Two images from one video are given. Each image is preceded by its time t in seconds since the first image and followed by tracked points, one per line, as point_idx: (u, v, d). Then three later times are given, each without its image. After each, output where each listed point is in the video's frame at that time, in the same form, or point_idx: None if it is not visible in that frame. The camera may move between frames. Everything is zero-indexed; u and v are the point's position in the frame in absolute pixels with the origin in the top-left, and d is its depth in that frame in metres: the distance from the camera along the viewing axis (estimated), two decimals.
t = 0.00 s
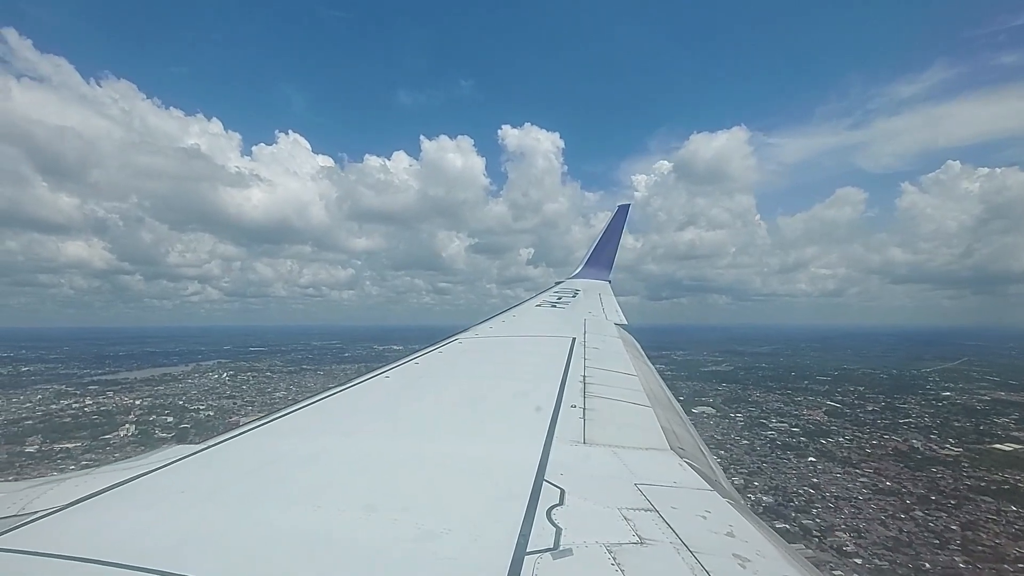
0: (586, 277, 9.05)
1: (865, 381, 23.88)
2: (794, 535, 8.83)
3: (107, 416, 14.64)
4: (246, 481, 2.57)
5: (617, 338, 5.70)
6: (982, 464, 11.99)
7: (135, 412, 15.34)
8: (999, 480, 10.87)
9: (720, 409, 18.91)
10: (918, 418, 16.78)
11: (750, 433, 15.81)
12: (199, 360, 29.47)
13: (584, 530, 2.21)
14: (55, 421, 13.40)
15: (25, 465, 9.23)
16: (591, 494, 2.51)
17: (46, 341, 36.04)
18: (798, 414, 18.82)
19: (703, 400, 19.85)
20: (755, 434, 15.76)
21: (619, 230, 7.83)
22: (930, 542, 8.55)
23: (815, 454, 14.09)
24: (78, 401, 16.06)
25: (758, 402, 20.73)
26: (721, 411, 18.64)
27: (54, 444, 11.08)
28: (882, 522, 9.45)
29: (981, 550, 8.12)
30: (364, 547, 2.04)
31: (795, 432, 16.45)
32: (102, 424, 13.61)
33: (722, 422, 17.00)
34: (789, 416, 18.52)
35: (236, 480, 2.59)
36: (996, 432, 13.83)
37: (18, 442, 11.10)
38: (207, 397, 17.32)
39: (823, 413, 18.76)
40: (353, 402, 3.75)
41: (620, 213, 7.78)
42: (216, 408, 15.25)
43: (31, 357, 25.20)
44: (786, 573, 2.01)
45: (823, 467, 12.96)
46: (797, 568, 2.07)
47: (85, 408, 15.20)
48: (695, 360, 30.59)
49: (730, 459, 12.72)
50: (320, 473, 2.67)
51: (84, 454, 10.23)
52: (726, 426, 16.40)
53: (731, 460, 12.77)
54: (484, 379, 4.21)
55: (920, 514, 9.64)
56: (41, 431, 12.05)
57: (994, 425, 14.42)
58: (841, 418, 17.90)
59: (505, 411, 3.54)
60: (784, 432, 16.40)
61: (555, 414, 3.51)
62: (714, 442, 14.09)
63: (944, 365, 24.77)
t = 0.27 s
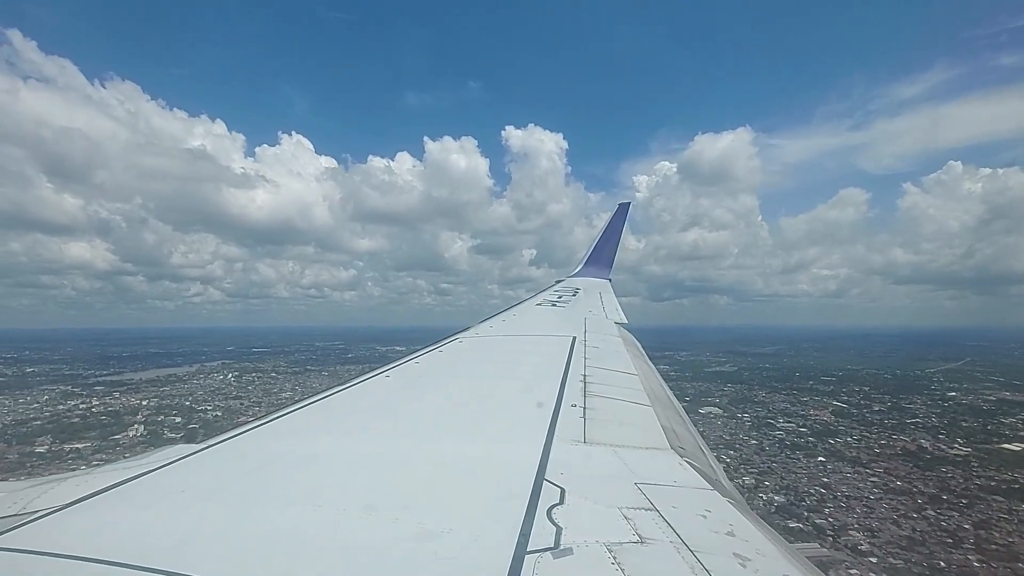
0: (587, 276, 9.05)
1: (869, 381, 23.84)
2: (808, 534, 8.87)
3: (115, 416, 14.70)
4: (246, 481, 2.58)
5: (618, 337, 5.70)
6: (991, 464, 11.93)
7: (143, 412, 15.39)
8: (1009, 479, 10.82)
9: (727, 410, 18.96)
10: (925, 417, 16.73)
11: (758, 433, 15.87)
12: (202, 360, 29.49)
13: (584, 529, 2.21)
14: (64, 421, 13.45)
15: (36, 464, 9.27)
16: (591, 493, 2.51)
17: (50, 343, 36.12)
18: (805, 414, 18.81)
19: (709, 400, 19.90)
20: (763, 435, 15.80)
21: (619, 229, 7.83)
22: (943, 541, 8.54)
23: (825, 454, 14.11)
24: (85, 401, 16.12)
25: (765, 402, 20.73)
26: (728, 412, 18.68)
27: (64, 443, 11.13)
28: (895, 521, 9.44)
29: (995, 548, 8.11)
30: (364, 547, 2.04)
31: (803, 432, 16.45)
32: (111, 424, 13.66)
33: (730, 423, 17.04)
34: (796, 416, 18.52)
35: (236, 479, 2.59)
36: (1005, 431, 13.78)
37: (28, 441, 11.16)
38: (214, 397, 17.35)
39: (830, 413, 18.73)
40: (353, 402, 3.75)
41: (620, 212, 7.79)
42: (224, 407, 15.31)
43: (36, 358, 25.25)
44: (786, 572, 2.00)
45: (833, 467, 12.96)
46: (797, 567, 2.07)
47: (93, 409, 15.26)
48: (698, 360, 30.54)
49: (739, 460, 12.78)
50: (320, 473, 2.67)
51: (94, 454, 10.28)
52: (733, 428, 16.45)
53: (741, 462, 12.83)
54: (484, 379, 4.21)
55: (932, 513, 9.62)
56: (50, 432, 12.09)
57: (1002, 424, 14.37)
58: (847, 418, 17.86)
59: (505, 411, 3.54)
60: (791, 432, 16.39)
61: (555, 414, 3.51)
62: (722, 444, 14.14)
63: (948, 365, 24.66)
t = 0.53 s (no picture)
0: (586, 277, 9.04)
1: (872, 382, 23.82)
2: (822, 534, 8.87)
3: (121, 417, 14.74)
4: (246, 481, 2.58)
5: (617, 337, 5.69)
6: (1000, 464, 11.89)
7: (149, 413, 15.43)
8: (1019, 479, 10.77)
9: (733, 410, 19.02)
10: (931, 418, 16.71)
11: (766, 434, 15.96)
12: (205, 362, 29.51)
13: (584, 529, 2.21)
14: (70, 422, 13.49)
15: (44, 465, 9.31)
16: (591, 494, 2.51)
17: (54, 344, 36.19)
18: (811, 415, 18.79)
19: (715, 401, 20.01)
20: (771, 436, 15.85)
21: (619, 230, 7.84)
22: (956, 541, 8.52)
23: (834, 454, 14.13)
24: (91, 403, 16.17)
25: (771, 403, 20.75)
26: (733, 412, 18.76)
27: (72, 445, 11.17)
28: (907, 521, 9.44)
29: (1007, 549, 8.09)
30: (364, 547, 2.04)
31: (810, 433, 16.46)
32: (118, 425, 13.71)
33: (736, 424, 17.11)
34: (802, 417, 18.53)
35: (236, 480, 2.59)
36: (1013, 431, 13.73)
37: (37, 442, 11.20)
38: (219, 397, 17.39)
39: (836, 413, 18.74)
40: (353, 402, 3.75)
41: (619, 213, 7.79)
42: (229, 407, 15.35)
43: (39, 360, 25.29)
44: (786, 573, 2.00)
45: (842, 467, 12.96)
46: (797, 567, 2.07)
47: (99, 410, 15.30)
48: (701, 362, 30.53)
49: (747, 462, 12.84)
50: (321, 473, 2.68)
51: (102, 455, 10.32)
52: (740, 428, 16.49)
53: (750, 463, 12.89)
54: (483, 379, 4.21)
55: (944, 514, 9.61)
56: (57, 434, 12.14)
57: (1010, 425, 14.32)
58: (853, 419, 17.81)
59: (504, 411, 3.54)
60: (798, 433, 16.38)
61: (555, 414, 3.51)
62: (729, 445, 14.20)
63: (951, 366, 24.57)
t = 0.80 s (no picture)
0: (587, 276, 9.04)
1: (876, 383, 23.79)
2: (835, 534, 8.97)
3: (129, 418, 14.79)
4: (244, 481, 2.58)
5: (617, 337, 5.70)
6: (1010, 466, 11.83)
7: (156, 414, 15.48)
8: None
9: (740, 411, 19.17)
10: (938, 418, 16.69)
11: (773, 435, 16.04)
12: (208, 364, 29.58)
13: (583, 528, 2.21)
14: (78, 424, 13.54)
15: (55, 466, 9.35)
16: (590, 493, 2.51)
17: (57, 346, 36.26)
18: (818, 415, 18.81)
19: (721, 403, 20.24)
20: (779, 436, 15.97)
21: (619, 229, 7.85)
22: (970, 539, 8.51)
23: (843, 454, 14.14)
24: (98, 404, 16.23)
25: (777, 404, 20.82)
26: (740, 413, 18.94)
27: (81, 446, 11.22)
28: (920, 521, 9.44)
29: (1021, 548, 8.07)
30: (363, 547, 2.04)
31: (817, 434, 16.47)
32: (127, 426, 13.77)
33: (744, 425, 17.27)
34: (809, 418, 18.55)
35: (234, 480, 2.59)
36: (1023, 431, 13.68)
37: (48, 444, 11.29)
38: (225, 398, 17.44)
39: (842, 414, 18.77)
40: (353, 402, 3.75)
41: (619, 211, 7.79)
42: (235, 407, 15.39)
43: (44, 362, 25.36)
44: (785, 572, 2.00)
45: (852, 467, 13.02)
46: (797, 566, 2.07)
47: (106, 412, 15.36)
48: (703, 363, 30.54)
49: (757, 463, 13.01)
50: (321, 472, 2.68)
51: (111, 455, 10.37)
52: (748, 429, 16.63)
53: (759, 463, 13.11)
54: (483, 378, 4.21)
55: (956, 513, 9.59)
56: (66, 435, 12.20)
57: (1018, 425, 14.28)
58: (860, 420, 17.79)
59: (504, 411, 3.53)
60: (805, 434, 16.38)
61: (555, 414, 3.51)
62: (738, 446, 14.39)
63: (955, 367, 24.51)
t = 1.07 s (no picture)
0: (586, 277, 9.04)
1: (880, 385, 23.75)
2: (847, 534, 8.97)
3: (135, 420, 14.80)
4: (244, 481, 2.58)
5: (617, 337, 5.69)
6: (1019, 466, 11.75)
7: (162, 416, 15.49)
8: None
9: (746, 413, 19.21)
10: (944, 418, 16.68)
11: (780, 436, 16.05)
12: (210, 366, 29.55)
13: (582, 529, 2.21)
14: (85, 425, 13.55)
15: (63, 467, 9.35)
16: (590, 493, 2.51)
17: (60, 348, 36.28)
18: (824, 416, 18.77)
19: (727, 404, 20.37)
20: (786, 437, 16.00)
21: (619, 230, 7.85)
22: (983, 539, 8.47)
23: (851, 455, 14.09)
24: (103, 406, 16.24)
25: (783, 405, 20.81)
26: (746, 414, 19.00)
27: (89, 447, 11.23)
28: (932, 521, 9.40)
29: None
30: (362, 547, 2.04)
31: (824, 434, 16.42)
32: (133, 427, 13.80)
33: (750, 426, 17.33)
34: (815, 419, 18.51)
35: (233, 480, 2.59)
36: None
37: (56, 446, 11.31)
38: (229, 399, 17.44)
39: (848, 415, 18.76)
40: (353, 402, 3.76)
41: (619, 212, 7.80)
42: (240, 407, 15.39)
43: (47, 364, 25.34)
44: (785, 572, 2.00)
45: (861, 467, 13.00)
46: (797, 567, 2.07)
47: (112, 413, 15.36)
48: (706, 365, 30.49)
49: (766, 463, 13.06)
50: (320, 472, 2.68)
51: (120, 456, 10.38)
52: (754, 430, 16.67)
53: (769, 463, 13.19)
54: (483, 378, 4.21)
55: (968, 513, 9.54)
56: (74, 437, 12.22)
57: None
58: (866, 420, 17.74)
59: (503, 411, 3.54)
60: (812, 435, 16.34)
61: (555, 414, 3.51)
62: (746, 447, 14.45)
63: (959, 368, 24.46)
